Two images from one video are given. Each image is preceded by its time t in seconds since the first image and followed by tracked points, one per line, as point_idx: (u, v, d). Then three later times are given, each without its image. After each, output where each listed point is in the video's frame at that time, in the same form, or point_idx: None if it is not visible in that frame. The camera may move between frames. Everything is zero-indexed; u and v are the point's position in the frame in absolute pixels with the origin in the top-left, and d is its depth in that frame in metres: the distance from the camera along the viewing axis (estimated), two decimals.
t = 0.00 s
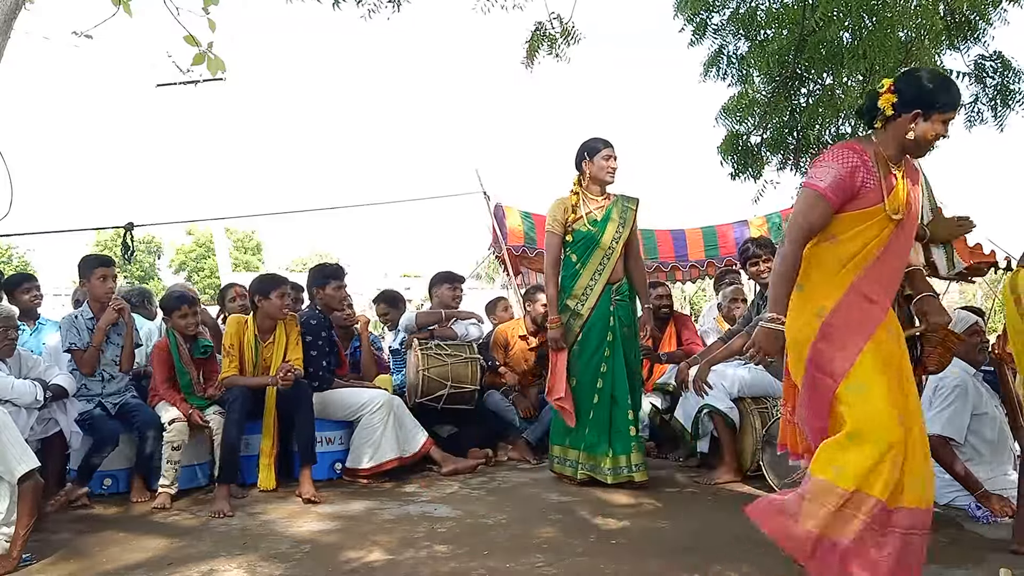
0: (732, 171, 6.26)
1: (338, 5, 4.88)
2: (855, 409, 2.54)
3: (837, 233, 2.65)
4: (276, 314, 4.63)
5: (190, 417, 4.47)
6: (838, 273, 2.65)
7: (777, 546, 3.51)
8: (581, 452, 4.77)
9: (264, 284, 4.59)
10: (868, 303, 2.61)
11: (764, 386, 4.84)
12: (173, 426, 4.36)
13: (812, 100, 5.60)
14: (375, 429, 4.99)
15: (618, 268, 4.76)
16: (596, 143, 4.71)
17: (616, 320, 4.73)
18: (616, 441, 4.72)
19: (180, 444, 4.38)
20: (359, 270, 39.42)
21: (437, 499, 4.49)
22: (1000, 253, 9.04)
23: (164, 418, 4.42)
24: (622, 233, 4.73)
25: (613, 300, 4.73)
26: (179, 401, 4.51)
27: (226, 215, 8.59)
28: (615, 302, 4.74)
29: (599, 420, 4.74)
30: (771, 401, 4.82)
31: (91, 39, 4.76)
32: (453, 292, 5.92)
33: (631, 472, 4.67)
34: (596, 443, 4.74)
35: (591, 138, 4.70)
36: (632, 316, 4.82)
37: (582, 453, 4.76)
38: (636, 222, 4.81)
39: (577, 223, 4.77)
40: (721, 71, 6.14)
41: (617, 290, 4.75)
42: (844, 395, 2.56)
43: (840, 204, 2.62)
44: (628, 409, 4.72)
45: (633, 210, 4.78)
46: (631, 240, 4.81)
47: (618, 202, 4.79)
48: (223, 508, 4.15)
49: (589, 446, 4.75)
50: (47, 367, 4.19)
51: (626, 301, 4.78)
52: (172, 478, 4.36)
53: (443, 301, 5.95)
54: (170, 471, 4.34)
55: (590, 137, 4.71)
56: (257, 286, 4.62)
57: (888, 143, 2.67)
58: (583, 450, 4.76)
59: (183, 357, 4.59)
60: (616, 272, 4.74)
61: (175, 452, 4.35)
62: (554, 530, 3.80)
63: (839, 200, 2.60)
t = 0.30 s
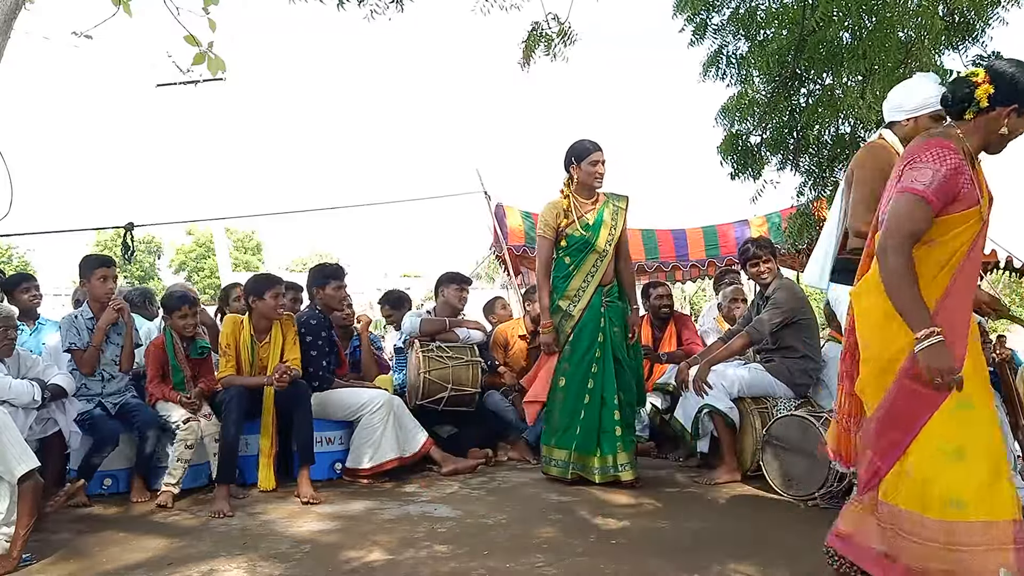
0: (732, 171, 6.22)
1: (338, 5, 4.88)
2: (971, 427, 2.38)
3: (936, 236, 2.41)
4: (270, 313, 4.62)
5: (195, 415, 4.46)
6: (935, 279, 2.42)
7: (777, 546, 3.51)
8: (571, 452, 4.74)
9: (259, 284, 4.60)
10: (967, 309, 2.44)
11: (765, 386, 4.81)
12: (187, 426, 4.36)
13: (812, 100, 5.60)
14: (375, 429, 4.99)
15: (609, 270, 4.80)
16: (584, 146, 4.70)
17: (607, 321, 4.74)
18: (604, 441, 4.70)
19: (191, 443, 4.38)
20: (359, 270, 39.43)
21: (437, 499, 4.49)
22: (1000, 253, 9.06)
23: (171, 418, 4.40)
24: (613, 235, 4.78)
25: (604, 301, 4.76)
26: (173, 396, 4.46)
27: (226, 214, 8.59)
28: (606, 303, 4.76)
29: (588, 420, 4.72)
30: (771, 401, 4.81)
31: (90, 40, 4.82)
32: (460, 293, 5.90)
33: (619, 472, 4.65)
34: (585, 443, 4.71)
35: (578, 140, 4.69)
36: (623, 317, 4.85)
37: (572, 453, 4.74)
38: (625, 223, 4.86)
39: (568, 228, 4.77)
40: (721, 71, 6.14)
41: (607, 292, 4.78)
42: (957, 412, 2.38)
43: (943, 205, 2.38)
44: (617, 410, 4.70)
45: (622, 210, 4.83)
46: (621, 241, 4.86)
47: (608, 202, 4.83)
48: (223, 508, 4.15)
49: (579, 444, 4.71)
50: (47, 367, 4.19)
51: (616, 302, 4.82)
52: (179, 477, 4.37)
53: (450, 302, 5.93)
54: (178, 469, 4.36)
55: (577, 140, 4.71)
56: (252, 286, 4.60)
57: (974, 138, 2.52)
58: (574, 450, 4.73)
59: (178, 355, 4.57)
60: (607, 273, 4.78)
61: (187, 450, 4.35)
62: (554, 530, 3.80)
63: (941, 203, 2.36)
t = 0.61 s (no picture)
0: (731, 170, 6.22)
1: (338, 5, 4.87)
2: None
3: None
4: (266, 314, 4.63)
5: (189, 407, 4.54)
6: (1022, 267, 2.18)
7: (777, 546, 3.51)
8: (570, 452, 4.74)
9: (254, 285, 4.59)
10: None
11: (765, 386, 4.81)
12: (173, 412, 4.40)
13: (811, 100, 5.60)
14: (374, 429, 4.99)
15: (605, 270, 4.81)
16: (579, 146, 4.68)
17: (605, 321, 4.76)
18: (603, 441, 4.71)
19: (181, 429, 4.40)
20: (359, 270, 39.43)
21: (437, 499, 4.49)
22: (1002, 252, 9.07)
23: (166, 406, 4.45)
24: (608, 235, 4.79)
25: (600, 300, 4.76)
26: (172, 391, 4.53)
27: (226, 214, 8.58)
28: (602, 303, 4.77)
29: (587, 420, 4.72)
30: (771, 401, 4.81)
31: (90, 40, 4.56)
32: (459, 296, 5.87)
33: (616, 471, 4.66)
34: (584, 442, 4.71)
35: (573, 140, 4.68)
36: (616, 315, 4.87)
37: (571, 453, 4.73)
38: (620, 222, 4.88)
39: (565, 229, 4.76)
40: (720, 71, 6.14)
41: (603, 291, 4.80)
42: None
43: None
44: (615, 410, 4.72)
45: (618, 210, 4.85)
46: (616, 241, 4.88)
47: (603, 202, 4.83)
48: (223, 508, 4.15)
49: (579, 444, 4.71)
50: (46, 366, 4.19)
51: (612, 301, 4.84)
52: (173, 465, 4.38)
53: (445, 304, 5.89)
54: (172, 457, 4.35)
55: (572, 140, 4.69)
56: (249, 286, 4.61)
57: None
58: (573, 450, 4.73)
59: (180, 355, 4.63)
60: (603, 273, 4.79)
61: (178, 435, 4.37)
62: (554, 530, 3.80)
63: None
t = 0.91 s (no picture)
0: (731, 170, 6.22)
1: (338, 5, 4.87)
2: None
3: None
4: (266, 315, 4.62)
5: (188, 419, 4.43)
6: None
7: (777, 546, 3.50)
8: (577, 453, 4.70)
9: (255, 284, 4.59)
10: None
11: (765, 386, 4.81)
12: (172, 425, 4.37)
13: (811, 100, 5.60)
14: (374, 429, 4.99)
15: (608, 270, 4.80)
16: (584, 146, 4.71)
17: (609, 321, 4.74)
18: (609, 442, 4.71)
19: (179, 442, 4.38)
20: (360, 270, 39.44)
21: (437, 499, 4.49)
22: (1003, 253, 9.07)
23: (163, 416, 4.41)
24: (611, 235, 4.79)
25: (605, 301, 4.75)
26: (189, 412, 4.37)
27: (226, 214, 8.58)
28: (607, 303, 4.76)
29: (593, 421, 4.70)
30: (771, 401, 4.81)
31: (91, 39, 4.58)
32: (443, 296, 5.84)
33: (622, 472, 4.68)
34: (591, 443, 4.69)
35: (576, 139, 4.71)
36: (620, 315, 4.86)
37: (579, 454, 4.69)
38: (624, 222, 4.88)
39: (568, 227, 4.76)
40: (720, 71, 6.14)
41: (607, 292, 4.78)
42: None
43: None
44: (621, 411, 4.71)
45: (621, 210, 4.85)
46: (619, 241, 4.88)
47: (607, 202, 4.84)
48: (223, 508, 4.15)
49: (584, 445, 4.69)
50: (47, 367, 4.18)
51: (616, 301, 4.82)
52: (172, 479, 4.32)
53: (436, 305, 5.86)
54: (170, 471, 4.31)
55: (576, 139, 4.72)
56: (251, 286, 4.60)
57: None
58: (581, 452, 4.68)
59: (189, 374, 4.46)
60: (607, 273, 4.78)
61: (175, 449, 4.35)
62: (554, 530, 3.80)
63: None
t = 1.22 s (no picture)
0: (732, 170, 6.23)
1: (338, 5, 4.87)
2: None
3: None
4: (270, 317, 4.62)
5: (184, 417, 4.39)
6: None
7: (778, 546, 3.50)
8: (588, 456, 4.70)
9: (260, 285, 4.58)
10: None
11: (765, 387, 4.82)
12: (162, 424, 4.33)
13: (811, 100, 5.60)
14: (374, 429, 5.00)
15: (623, 270, 4.76)
16: (599, 146, 4.72)
17: (623, 321, 4.71)
18: (619, 444, 4.69)
19: (170, 442, 4.34)
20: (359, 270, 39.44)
21: (437, 499, 4.49)
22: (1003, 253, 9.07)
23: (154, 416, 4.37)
24: (625, 233, 4.75)
25: (619, 301, 4.72)
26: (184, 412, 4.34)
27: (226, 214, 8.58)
28: (621, 304, 4.73)
29: (603, 423, 4.70)
30: (771, 401, 4.81)
31: (90, 39, 4.62)
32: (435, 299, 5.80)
33: (631, 476, 4.64)
34: (601, 444, 4.67)
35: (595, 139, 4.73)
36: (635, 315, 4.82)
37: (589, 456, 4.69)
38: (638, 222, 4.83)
39: (583, 225, 4.74)
40: (719, 71, 6.14)
41: (622, 292, 4.74)
42: None
43: None
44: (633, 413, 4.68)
45: (635, 209, 4.80)
46: (634, 241, 4.84)
47: (622, 202, 4.79)
48: (223, 508, 4.15)
49: (594, 446, 4.68)
50: (47, 368, 4.18)
51: (630, 302, 4.79)
52: (167, 478, 4.32)
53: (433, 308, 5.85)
54: (164, 470, 4.30)
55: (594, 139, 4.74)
56: (255, 286, 4.60)
57: None
58: (590, 453, 4.69)
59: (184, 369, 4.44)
60: (621, 273, 4.75)
61: (167, 448, 4.32)
62: (554, 530, 3.80)
63: None
